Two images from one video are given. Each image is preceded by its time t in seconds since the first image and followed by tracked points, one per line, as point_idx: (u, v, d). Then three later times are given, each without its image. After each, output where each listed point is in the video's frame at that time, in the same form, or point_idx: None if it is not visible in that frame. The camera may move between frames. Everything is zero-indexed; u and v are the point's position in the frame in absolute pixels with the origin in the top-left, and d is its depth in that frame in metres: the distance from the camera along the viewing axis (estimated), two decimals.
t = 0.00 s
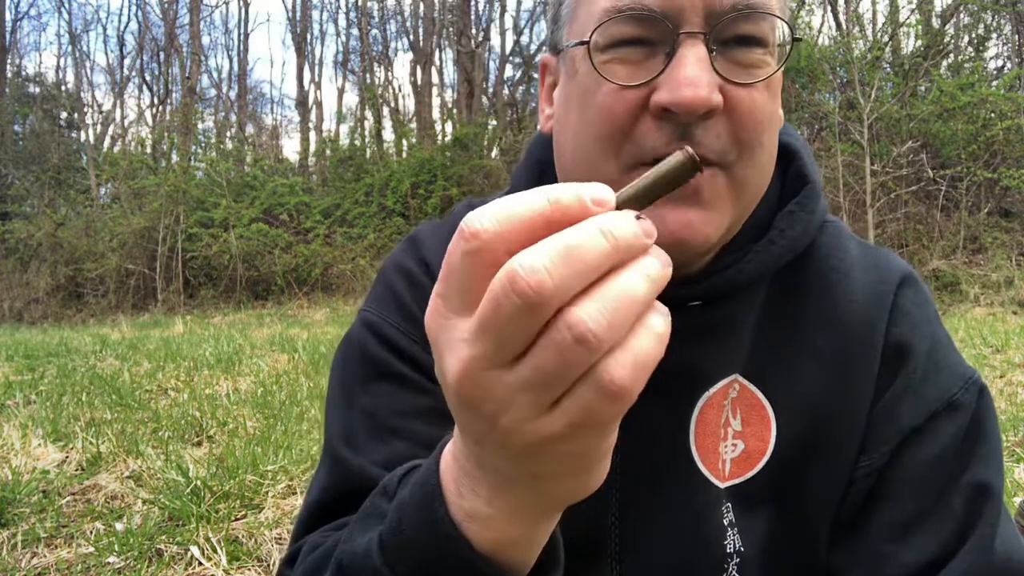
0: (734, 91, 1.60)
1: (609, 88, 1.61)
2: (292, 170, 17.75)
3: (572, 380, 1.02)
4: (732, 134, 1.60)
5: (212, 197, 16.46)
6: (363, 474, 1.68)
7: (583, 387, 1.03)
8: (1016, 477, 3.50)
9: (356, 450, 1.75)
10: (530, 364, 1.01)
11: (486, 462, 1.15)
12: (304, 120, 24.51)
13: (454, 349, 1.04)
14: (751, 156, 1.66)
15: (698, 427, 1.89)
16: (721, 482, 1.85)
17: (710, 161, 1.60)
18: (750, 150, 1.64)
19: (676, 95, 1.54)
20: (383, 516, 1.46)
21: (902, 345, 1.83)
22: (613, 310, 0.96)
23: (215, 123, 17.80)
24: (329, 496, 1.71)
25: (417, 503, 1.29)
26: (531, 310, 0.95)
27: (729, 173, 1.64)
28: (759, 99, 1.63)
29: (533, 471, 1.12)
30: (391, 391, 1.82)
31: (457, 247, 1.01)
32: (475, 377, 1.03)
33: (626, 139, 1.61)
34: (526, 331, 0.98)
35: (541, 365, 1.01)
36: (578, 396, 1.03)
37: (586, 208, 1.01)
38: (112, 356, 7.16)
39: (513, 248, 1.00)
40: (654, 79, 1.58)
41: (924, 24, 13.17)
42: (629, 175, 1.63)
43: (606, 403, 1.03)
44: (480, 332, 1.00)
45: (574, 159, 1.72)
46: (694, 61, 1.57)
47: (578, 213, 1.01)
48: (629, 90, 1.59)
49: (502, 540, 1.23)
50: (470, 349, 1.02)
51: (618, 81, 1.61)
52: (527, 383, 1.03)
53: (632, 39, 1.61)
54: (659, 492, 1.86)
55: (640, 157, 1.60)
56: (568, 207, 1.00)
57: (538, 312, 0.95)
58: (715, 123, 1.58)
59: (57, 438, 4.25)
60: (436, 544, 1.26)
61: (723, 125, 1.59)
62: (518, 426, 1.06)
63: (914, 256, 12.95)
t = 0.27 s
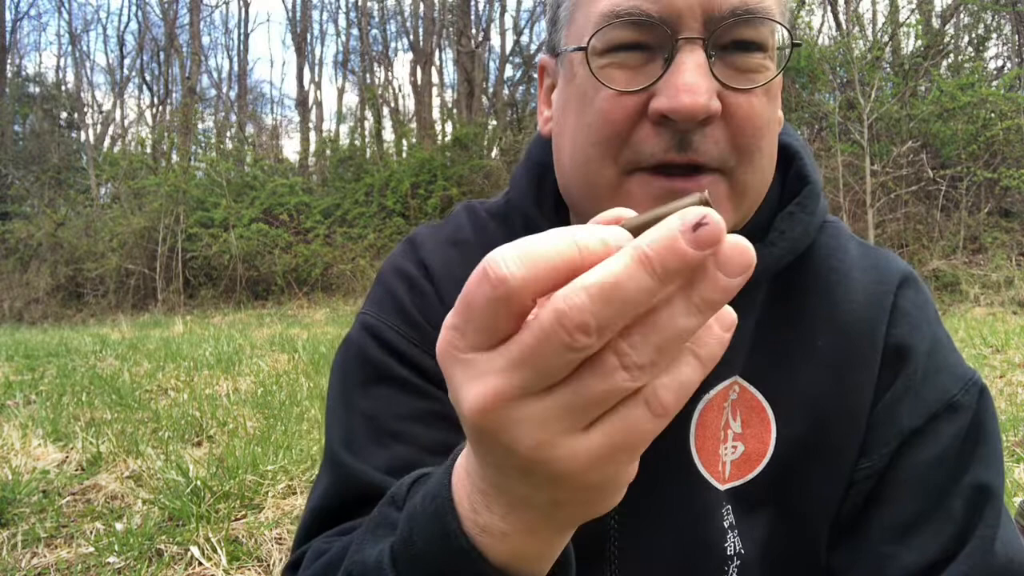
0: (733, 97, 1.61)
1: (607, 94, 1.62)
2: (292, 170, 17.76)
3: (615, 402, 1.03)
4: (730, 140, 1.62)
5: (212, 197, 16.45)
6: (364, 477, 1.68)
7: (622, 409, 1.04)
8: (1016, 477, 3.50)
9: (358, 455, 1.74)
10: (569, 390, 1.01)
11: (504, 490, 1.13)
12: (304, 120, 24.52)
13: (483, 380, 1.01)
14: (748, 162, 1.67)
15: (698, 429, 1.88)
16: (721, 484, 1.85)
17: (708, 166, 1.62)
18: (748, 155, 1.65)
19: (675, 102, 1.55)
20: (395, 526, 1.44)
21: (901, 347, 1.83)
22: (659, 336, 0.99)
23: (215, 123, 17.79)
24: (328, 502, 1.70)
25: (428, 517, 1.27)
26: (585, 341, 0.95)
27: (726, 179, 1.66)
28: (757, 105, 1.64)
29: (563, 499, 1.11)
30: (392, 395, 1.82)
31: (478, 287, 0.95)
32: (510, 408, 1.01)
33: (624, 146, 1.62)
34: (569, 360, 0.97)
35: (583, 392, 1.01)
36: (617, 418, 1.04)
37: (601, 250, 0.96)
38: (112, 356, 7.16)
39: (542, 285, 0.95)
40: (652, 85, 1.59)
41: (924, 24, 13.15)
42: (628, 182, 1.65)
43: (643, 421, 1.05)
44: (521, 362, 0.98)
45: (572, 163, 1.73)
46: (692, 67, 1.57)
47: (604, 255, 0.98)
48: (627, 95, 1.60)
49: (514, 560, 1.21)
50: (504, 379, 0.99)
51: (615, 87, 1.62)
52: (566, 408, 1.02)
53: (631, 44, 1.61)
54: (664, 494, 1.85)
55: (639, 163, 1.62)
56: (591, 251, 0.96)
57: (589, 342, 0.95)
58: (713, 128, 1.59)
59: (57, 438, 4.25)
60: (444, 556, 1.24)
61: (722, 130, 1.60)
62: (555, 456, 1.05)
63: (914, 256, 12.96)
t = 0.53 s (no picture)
0: (735, 100, 1.61)
1: (610, 97, 1.62)
2: (292, 170, 17.75)
3: (639, 388, 1.04)
4: (732, 143, 1.62)
5: (212, 197, 16.45)
6: (366, 480, 1.68)
7: (646, 393, 1.06)
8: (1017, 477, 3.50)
9: (360, 459, 1.74)
10: (595, 378, 1.01)
11: (528, 484, 1.13)
12: (304, 120, 24.52)
13: (508, 370, 1.01)
14: (751, 164, 1.67)
15: (700, 431, 1.88)
16: (722, 485, 1.85)
17: (711, 170, 1.62)
18: (751, 159, 1.66)
19: (678, 105, 1.55)
20: (408, 527, 1.43)
21: (902, 348, 1.83)
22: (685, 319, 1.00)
23: (215, 123, 17.77)
24: (332, 506, 1.71)
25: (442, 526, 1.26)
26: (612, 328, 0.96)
27: (728, 182, 1.67)
28: (760, 108, 1.64)
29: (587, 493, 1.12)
30: (393, 398, 1.82)
31: (496, 289, 0.94)
32: (536, 397, 1.02)
33: (627, 149, 1.62)
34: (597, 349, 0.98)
35: (609, 377, 1.01)
36: (641, 403, 1.05)
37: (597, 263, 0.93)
38: (112, 356, 7.16)
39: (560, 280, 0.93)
40: (655, 89, 1.59)
41: (924, 24, 13.15)
42: (631, 185, 1.66)
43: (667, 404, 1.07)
44: (548, 352, 0.98)
45: (573, 165, 1.73)
46: (695, 70, 1.57)
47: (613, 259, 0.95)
48: (629, 98, 1.60)
49: (534, 558, 1.21)
50: (530, 369, 1.00)
51: (617, 90, 1.62)
52: (591, 396, 1.03)
53: (634, 47, 1.60)
54: (668, 496, 1.85)
55: (641, 166, 1.63)
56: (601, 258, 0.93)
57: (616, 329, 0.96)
58: (715, 131, 1.59)
59: (56, 438, 4.25)
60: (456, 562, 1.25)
61: (724, 134, 1.60)
62: (582, 445, 1.05)
63: (914, 256, 12.96)
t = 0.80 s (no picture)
0: (739, 103, 1.61)
1: (613, 100, 1.63)
2: (292, 170, 17.76)
3: (622, 387, 1.05)
4: (736, 145, 1.62)
5: (212, 197, 16.44)
6: (366, 482, 1.69)
7: (631, 393, 1.06)
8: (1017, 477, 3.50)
9: (361, 462, 1.74)
10: (579, 375, 1.03)
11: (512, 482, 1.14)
12: (304, 120, 24.53)
13: (494, 365, 1.03)
14: (755, 167, 1.67)
15: (701, 432, 1.88)
16: (723, 487, 1.85)
17: (714, 174, 1.62)
18: (755, 162, 1.66)
19: (682, 107, 1.55)
20: (398, 526, 1.43)
21: (904, 350, 1.83)
22: (667, 320, 1.00)
23: (215, 123, 17.76)
24: (332, 507, 1.71)
25: (431, 521, 1.26)
26: (594, 326, 0.97)
27: (732, 185, 1.66)
28: (764, 111, 1.64)
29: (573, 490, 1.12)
30: (394, 399, 1.82)
31: (465, 282, 0.95)
32: (520, 393, 1.04)
33: (631, 151, 1.62)
34: (579, 345, 0.99)
35: (593, 375, 1.03)
36: (625, 401, 1.06)
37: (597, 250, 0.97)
38: (112, 356, 7.16)
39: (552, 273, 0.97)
40: (659, 91, 1.59)
41: (924, 24, 13.15)
42: (634, 188, 1.66)
43: (651, 403, 1.07)
44: (531, 347, 1.00)
45: (577, 169, 1.73)
46: (699, 73, 1.57)
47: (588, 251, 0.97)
48: (633, 101, 1.60)
49: (523, 555, 1.21)
50: (515, 365, 1.02)
51: (620, 92, 1.62)
52: (575, 393, 1.04)
53: (638, 49, 1.61)
54: (670, 495, 1.86)
55: (644, 170, 1.63)
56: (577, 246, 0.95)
57: (598, 326, 0.97)
58: (719, 134, 1.59)
59: (57, 437, 4.25)
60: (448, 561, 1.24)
61: (729, 136, 1.60)
62: (563, 442, 1.07)
63: (914, 256, 12.96)
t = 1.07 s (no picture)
0: (739, 105, 1.61)
1: (612, 102, 1.62)
2: (292, 170, 17.76)
3: (561, 409, 1.06)
4: (736, 148, 1.62)
5: (212, 197, 16.44)
6: (363, 484, 1.69)
7: (568, 413, 1.07)
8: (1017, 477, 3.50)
9: (359, 463, 1.74)
10: (516, 390, 1.04)
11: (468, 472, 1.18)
12: (304, 120, 24.53)
13: (446, 365, 1.05)
14: (756, 170, 1.67)
15: (701, 434, 1.88)
16: (724, 488, 1.85)
17: (714, 177, 1.62)
18: (755, 165, 1.66)
19: (682, 110, 1.55)
20: (386, 515, 1.49)
21: (905, 351, 1.83)
22: (603, 347, 1.00)
23: (215, 123, 17.75)
24: (330, 508, 1.71)
25: (418, 510, 1.30)
26: (525, 344, 0.97)
27: (733, 188, 1.66)
28: (765, 113, 1.64)
29: (523, 489, 1.16)
30: (393, 399, 1.82)
31: (483, 264, 1.01)
32: (464, 399, 1.05)
33: (630, 154, 1.62)
34: (516, 361, 1.00)
35: (528, 392, 1.03)
36: (562, 421, 1.08)
37: (598, 220, 0.98)
38: (112, 356, 7.16)
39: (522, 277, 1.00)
40: (659, 95, 1.59)
41: (924, 24, 13.15)
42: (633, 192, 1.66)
43: (587, 424, 1.08)
44: (474, 358, 1.01)
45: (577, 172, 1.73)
46: (699, 76, 1.57)
47: (592, 228, 0.98)
48: (633, 103, 1.60)
49: (498, 543, 1.26)
50: (459, 370, 1.03)
51: (621, 94, 1.62)
52: (514, 407, 1.05)
53: (637, 51, 1.61)
54: (670, 496, 1.86)
55: (643, 173, 1.63)
56: (578, 224, 0.98)
57: (529, 345, 0.97)
58: (719, 137, 1.59)
59: (57, 437, 4.25)
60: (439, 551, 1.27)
61: (728, 139, 1.60)
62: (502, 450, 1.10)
63: (914, 256, 12.95)
